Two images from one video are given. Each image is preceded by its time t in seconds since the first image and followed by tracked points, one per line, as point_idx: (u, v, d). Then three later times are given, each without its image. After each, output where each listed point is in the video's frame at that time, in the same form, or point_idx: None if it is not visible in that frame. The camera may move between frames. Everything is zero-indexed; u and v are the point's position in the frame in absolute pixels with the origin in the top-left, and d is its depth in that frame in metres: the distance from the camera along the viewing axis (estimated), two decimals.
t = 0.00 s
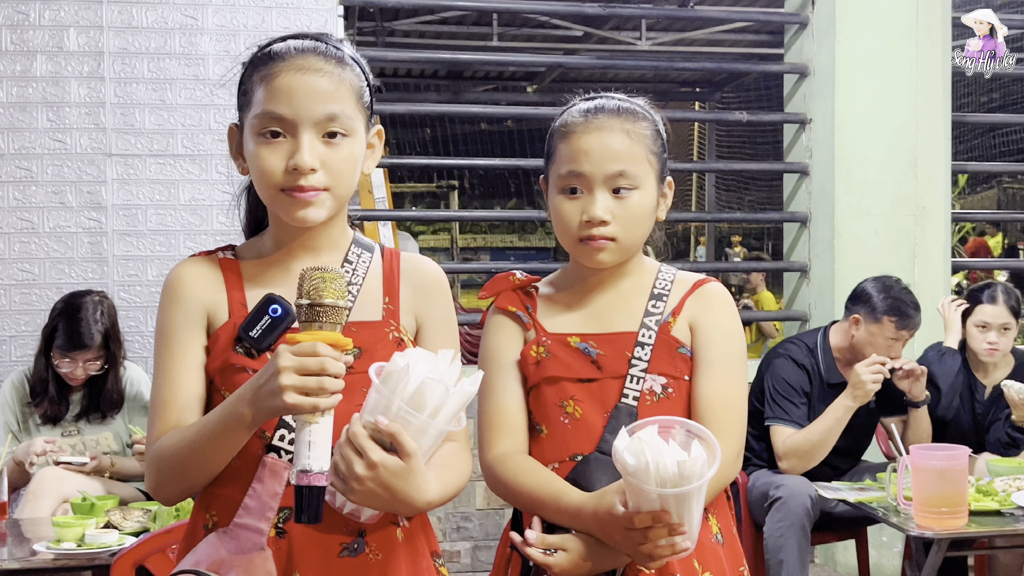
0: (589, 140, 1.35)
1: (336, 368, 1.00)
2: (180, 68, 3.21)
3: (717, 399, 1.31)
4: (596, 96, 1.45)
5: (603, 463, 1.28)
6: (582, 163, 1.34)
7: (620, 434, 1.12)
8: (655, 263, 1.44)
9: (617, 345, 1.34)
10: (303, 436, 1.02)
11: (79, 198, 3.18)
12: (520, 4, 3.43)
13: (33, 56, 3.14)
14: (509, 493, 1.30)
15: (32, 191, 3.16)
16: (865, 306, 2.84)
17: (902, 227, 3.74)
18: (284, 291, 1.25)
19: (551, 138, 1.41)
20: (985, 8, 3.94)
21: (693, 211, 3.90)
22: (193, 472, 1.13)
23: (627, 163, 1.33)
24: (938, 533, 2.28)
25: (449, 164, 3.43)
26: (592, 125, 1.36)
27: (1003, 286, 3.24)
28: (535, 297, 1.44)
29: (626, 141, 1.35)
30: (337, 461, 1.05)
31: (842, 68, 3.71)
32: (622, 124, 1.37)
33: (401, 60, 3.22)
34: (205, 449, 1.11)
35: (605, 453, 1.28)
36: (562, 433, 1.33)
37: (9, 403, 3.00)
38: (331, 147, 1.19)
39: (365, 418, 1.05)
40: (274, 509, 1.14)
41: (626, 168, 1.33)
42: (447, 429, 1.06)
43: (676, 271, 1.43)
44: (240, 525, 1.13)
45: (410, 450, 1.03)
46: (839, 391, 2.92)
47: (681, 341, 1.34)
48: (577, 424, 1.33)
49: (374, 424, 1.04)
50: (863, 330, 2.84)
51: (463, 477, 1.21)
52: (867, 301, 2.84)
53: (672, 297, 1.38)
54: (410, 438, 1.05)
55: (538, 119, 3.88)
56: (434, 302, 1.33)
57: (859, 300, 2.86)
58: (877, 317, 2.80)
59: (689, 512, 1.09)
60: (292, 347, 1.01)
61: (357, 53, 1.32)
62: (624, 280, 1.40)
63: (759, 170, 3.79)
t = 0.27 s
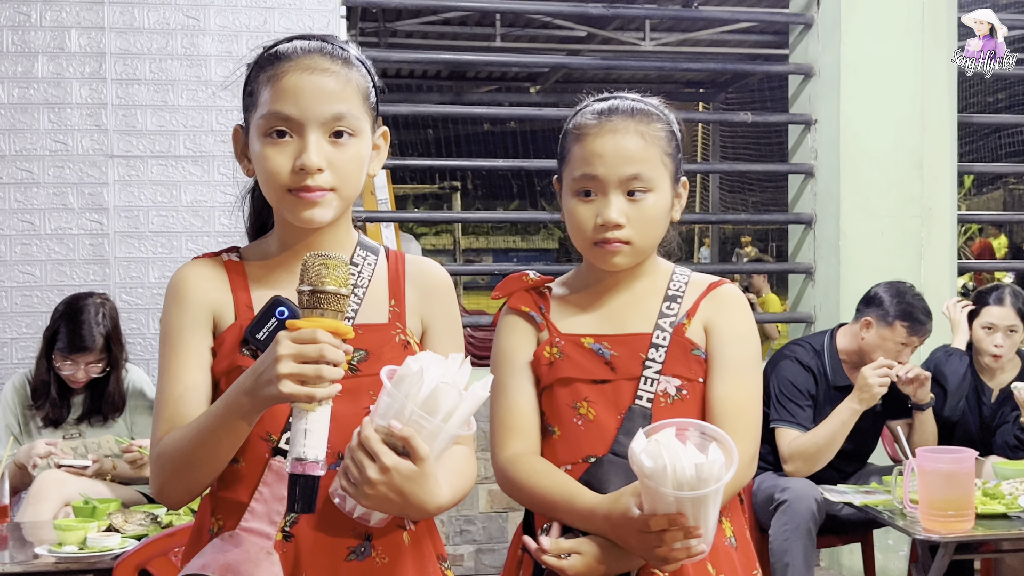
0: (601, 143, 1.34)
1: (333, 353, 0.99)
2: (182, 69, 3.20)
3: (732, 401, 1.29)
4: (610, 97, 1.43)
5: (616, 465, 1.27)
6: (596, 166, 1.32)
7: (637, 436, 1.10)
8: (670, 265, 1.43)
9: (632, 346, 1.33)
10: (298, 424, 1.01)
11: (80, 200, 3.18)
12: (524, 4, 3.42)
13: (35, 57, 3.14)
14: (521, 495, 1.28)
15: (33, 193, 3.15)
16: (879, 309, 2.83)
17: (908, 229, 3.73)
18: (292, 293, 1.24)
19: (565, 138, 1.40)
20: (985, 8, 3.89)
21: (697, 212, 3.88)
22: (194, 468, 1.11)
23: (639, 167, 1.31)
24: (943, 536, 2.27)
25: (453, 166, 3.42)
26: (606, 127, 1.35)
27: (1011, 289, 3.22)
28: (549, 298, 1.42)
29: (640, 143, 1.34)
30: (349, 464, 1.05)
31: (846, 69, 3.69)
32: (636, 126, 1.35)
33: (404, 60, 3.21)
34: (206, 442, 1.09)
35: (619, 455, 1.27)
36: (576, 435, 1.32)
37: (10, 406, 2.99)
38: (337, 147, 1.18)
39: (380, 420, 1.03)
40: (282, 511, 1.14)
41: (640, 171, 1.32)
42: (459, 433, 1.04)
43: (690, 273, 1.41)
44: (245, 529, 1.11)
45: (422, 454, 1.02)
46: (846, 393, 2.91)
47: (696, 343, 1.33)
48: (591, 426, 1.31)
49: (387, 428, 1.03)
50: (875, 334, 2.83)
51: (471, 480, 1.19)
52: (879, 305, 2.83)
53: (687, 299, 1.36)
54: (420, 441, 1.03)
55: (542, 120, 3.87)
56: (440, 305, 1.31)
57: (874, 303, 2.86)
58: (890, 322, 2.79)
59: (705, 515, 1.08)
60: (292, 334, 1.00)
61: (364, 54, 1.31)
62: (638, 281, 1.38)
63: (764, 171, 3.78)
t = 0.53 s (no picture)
0: (619, 143, 1.34)
1: (328, 351, 0.99)
2: (185, 72, 3.20)
3: (745, 401, 1.29)
4: (625, 97, 1.44)
5: (630, 465, 1.25)
6: (613, 166, 1.32)
7: (654, 435, 1.11)
8: (682, 266, 1.43)
9: (645, 346, 1.33)
10: (295, 423, 1.01)
11: (83, 202, 3.18)
12: (526, 7, 3.42)
13: (38, 60, 3.15)
14: (535, 495, 1.28)
15: (36, 195, 3.16)
16: (882, 312, 2.83)
17: (911, 231, 3.73)
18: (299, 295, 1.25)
19: (580, 138, 1.41)
20: (985, 9, 3.90)
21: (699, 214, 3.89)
22: (197, 470, 1.11)
23: (657, 167, 1.32)
24: (945, 540, 2.27)
25: (455, 168, 3.42)
26: (625, 127, 1.35)
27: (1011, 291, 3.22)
28: (562, 297, 1.44)
29: (658, 144, 1.34)
30: (355, 472, 1.05)
31: (848, 72, 3.70)
32: (655, 126, 1.35)
33: (407, 63, 3.23)
34: (206, 443, 1.09)
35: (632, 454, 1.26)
36: (588, 434, 1.32)
37: (13, 408, 3.00)
38: (339, 148, 1.18)
39: (383, 429, 1.04)
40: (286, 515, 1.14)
41: (657, 171, 1.32)
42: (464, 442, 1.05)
43: (702, 274, 1.42)
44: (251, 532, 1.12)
45: (428, 463, 1.02)
46: (848, 396, 2.92)
47: (709, 343, 1.33)
48: (603, 425, 1.32)
49: (392, 436, 1.04)
50: (879, 338, 2.83)
51: (473, 483, 1.19)
52: (884, 309, 2.82)
53: (700, 299, 1.36)
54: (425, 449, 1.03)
55: (543, 122, 3.87)
56: (444, 307, 1.31)
57: (877, 306, 2.85)
58: (894, 325, 2.79)
59: (722, 514, 1.08)
60: (287, 333, 1.00)
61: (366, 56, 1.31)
62: (651, 282, 1.39)
63: (766, 173, 3.78)
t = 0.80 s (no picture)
0: (629, 138, 1.34)
1: (313, 329, 0.98)
2: (186, 72, 3.20)
3: (753, 397, 1.29)
4: (634, 94, 1.44)
5: (636, 462, 1.26)
6: (623, 161, 1.32)
7: (663, 430, 1.11)
8: (689, 263, 1.43)
9: (651, 343, 1.33)
10: (283, 401, 0.98)
11: (84, 202, 3.18)
12: (527, 7, 3.42)
13: (38, 59, 3.15)
14: (542, 492, 1.28)
15: (37, 195, 3.16)
16: (878, 311, 2.83)
17: (912, 231, 3.73)
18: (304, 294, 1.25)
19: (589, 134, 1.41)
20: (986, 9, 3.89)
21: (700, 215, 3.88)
22: (198, 466, 1.11)
23: (667, 163, 1.32)
24: (947, 540, 2.27)
25: (456, 168, 3.42)
26: (634, 123, 1.35)
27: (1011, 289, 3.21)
28: (569, 295, 1.44)
29: (667, 140, 1.34)
30: (359, 472, 1.05)
31: (849, 72, 3.70)
32: (665, 123, 1.35)
33: (408, 63, 3.22)
34: (202, 437, 1.09)
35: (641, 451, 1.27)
36: (595, 431, 1.32)
37: (13, 408, 3.00)
38: (337, 145, 1.18)
39: (387, 429, 1.04)
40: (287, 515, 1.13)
41: (667, 167, 1.32)
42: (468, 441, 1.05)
43: (710, 271, 1.41)
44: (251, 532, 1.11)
45: (433, 464, 1.02)
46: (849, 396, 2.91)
47: (717, 340, 1.33)
48: (610, 422, 1.32)
49: (397, 437, 1.03)
50: (878, 337, 2.83)
51: (474, 485, 1.19)
52: (881, 309, 2.82)
53: (707, 296, 1.36)
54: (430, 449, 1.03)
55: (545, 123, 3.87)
56: (445, 307, 1.31)
57: (871, 305, 2.85)
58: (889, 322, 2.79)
59: (731, 511, 1.08)
60: (275, 312, 1.00)
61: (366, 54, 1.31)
62: (658, 279, 1.38)
63: (767, 173, 3.77)
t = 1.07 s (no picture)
0: (637, 135, 1.34)
1: (307, 304, 0.98)
2: (187, 72, 3.21)
3: (759, 399, 1.29)
4: (642, 94, 1.44)
5: (642, 463, 1.26)
6: (632, 158, 1.33)
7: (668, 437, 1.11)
8: (695, 263, 1.43)
9: (657, 344, 1.33)
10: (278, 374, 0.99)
11: (85, 203, 3.18)
12: (527, 8, 3.42)
13: (39, 60, 3.15)
14: (548, 493, 1.28)
15: (38, 196, 3.17)
16: (874, 311, 2.83)
17: (913, 232, 3.73)
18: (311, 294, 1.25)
19: (597, 132, 1.41)
20: (986, 9, 3.89)
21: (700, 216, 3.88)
22: (202, 460, 1.11)
23: (677, 160, 1.32)
24: (950, 540, 2.26)
25: (457, 169, 3.42)
26: (642, 120, 1.35)
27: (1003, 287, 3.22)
28: (575, 295, 1.44)
29: (675, 137, 1.34)
30: (365, 473, 1.05)
31: (849, 72, 3.70)
32: (673, 122, 1.35)
33: (409, 64, 3.22)
34: (204, 428, 1.09)
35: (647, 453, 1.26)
36: (601, 433, 1.32)
37: (14, 409, 3.00)
38: (340, 145, 1.18)
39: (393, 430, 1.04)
40: (292, 516, 1.14)
41: (675, 164, 1.32)
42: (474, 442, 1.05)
43: (716, 272, 1.41)
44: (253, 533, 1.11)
45: (439, 467, 1.02)
46: (848, 396, 2.92)
47: (722, 341, 1.33)
48: (615, 424, 1.32)
49: (404, 438, 1.04)
50: (875, 337, 2.83)
51: (477, 486, 1.18)
52: (875, 308, 2.83)
53: (713, 297, 1.36)
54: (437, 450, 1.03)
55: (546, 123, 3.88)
56: (447, 308, 1.31)
57: (868, 304, 2.85)
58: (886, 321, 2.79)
59: (736, 518, 1.08)
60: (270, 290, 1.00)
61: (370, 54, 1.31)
62: (664, 279, 1.38)
63: (767, 173, 3.78)
